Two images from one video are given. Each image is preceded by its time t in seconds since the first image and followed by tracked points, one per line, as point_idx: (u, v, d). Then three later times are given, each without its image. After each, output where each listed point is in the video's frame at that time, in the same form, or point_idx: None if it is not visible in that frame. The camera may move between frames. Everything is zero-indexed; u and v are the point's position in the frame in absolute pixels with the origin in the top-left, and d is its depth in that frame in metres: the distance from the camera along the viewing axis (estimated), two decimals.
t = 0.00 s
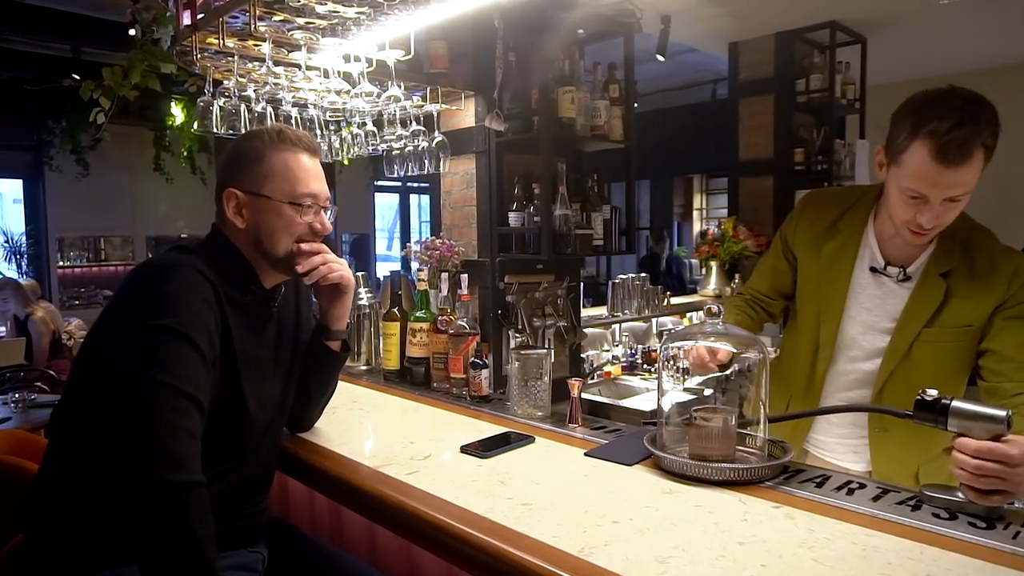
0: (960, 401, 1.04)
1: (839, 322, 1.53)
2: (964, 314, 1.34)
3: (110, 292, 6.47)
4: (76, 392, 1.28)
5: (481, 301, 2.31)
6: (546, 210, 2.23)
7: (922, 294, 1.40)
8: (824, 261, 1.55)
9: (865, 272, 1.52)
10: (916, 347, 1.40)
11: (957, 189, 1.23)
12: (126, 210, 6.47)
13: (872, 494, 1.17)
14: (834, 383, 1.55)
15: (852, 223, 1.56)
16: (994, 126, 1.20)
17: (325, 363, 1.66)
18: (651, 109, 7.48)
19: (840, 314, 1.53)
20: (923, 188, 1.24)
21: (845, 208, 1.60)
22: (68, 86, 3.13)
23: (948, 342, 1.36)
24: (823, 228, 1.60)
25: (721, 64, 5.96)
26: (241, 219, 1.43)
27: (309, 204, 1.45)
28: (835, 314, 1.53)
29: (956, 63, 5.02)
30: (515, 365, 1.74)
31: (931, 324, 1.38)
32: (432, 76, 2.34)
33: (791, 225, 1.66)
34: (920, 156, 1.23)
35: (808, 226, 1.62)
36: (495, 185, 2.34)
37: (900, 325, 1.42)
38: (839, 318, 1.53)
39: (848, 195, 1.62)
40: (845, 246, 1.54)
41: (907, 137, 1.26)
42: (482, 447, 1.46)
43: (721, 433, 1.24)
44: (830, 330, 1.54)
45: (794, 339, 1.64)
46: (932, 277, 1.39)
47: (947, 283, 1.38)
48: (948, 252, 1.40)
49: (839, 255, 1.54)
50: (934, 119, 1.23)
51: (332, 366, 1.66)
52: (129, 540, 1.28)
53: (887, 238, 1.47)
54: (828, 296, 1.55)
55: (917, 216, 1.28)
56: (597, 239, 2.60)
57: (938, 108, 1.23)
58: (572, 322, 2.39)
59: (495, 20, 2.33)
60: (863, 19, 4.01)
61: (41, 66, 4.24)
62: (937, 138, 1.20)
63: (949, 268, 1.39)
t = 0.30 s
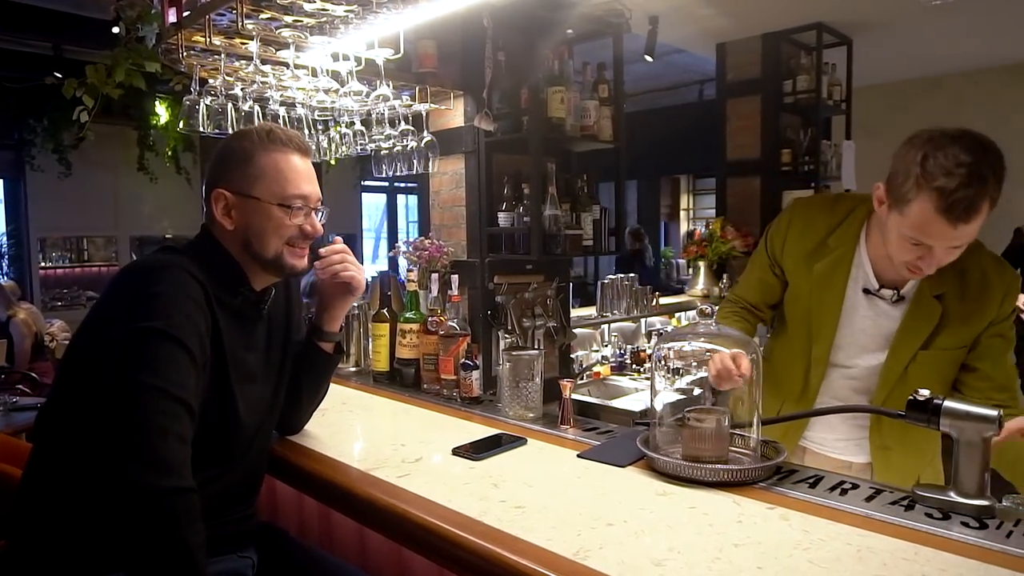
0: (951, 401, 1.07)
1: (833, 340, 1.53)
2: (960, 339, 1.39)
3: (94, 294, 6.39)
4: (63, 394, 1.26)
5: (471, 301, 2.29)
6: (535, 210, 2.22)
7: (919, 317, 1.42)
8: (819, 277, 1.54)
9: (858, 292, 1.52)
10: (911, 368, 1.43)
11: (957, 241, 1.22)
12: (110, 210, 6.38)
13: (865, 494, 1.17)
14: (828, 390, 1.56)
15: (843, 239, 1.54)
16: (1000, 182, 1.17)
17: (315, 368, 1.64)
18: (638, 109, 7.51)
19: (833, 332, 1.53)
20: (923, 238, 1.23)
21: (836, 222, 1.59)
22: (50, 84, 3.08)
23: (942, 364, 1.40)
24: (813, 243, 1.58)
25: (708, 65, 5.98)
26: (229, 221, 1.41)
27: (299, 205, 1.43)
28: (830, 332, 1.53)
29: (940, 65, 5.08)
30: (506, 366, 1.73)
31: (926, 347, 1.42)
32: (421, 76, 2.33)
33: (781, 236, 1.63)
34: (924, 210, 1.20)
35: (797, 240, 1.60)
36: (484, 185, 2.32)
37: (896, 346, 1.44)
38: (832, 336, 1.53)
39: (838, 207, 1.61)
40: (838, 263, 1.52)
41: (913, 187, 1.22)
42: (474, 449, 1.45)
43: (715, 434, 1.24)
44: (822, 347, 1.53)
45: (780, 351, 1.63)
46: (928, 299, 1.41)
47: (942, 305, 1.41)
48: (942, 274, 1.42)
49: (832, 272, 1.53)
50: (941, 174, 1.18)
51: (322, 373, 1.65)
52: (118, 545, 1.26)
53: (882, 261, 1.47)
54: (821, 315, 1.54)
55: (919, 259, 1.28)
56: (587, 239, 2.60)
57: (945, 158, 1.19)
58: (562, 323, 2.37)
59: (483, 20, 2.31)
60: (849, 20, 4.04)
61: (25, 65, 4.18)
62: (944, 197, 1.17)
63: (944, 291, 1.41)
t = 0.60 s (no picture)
0: (944, 401, 1.07)
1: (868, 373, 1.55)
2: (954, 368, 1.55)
3: (80, 295, 6.31)
4: (48, 397, 1.24)
5: (462, 303, 2.27)
6: (527, 211, 2.22)
7: (935, 345, 1.51)
8: (865, 317, 1.51)
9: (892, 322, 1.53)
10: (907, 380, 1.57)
11: None
12: (96, 211, 6.31)
13: (860, 495, 1.17)
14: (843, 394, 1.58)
15: (892, 271, 1.48)
16: None
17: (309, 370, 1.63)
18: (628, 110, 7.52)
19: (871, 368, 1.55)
20: (997, 272, 1.22)
21: (879, 249, 1.52)
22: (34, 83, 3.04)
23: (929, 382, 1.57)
24: (860, 275, 1.51)
25: (698, 66, 6.00)
26: (220, 222, 1.40)
27: (291, 207, 1.41)
28: (869, 368, 1.55)
29: (928, 66, 5.12)
30: (499, 367, 1.72)
31: (927, 367, 1.56)
32: (412, 76, 2.32)
33: (822, 264, 1.54)
34: (1009, 245, 1.18)
35: (841, 267, 1.53)
36: (475, 185, 2.31)
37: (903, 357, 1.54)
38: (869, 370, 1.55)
39: (885, 231, 1.54)
40: (888, 301, 1.48)
41: (997, 219, 1.19)
42: (467, 451, 1.44)
43: (710, 435, 1.24)
44: (859, 382, 1.56)
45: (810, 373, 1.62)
46: (949, 333, 1.50)
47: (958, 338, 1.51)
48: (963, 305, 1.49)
49: (881, 310, 1.49)
50: None
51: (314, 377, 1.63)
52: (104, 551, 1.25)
53: (920, 287, 1.48)
54: (865, 353, 1.53)
55: (980, 290, 1.28)
56: (578, 239, 2.60)
57: None
58: (554, 324, 2.33)
59: (474, 19, 2.30)
60: (838, 22, 4.06)
61: (11, 64, 4.14)
62: None
63: (964, 323, 1.49)
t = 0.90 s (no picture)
0: (938, 401, 1.08)
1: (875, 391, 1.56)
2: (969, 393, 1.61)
3: (74, 296, 6.29)
4: (43, 398, 1.24)
5: (458, 303, 2.27)
6: (523, 212, 2.22)
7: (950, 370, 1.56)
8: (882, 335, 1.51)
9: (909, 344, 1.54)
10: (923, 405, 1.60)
11: None
12: (90, 211, 6.29)
13: (854, 494, 1.18)
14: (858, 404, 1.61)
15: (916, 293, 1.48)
16: None
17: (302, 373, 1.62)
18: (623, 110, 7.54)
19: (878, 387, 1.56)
20: None
21: (907, 269, 1.50)
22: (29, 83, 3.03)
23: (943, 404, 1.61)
24: (884, 292, 1.51)
25: (693, 66, 6.01)
26: (213, 223, 1.39)
27: (285, 208, 1.41)
28: (878, 386, 1.56)
29: (921, 67, 5.14)
30: (495, 368, 1.73)
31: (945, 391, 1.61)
32: (408, 77, 2.31)
33: (845, 279, 1.53)
34: None
35: (868, 282, 1.51)
36: (472, 186, 2.31)
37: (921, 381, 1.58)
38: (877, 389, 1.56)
39: (917, 251, 1.52)
40: (909, 323, 1.48)
41: None
42: (463, 452, 1.44)
43: (704, 435, 1.24)
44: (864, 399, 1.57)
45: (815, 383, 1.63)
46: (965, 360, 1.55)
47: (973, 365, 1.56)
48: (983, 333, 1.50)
49: (900, 331, 1.49)
50: None
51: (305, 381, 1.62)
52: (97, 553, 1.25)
53: (939, 313, 1.48)
54: (875, 370, 1.54)
55: (1009, 318, 1.27)
56: (574, 240, 2.60)
57: None
58: (549, 324, 2.35)
59: (470, 20, 2.30)
60: (833, 23, 4.07)
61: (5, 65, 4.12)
62: None
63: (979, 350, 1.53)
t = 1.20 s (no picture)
0: (845, 397, 1.15)
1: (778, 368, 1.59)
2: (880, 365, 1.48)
3: None
4: None
5: (389, 308, 2.26)
6: (455, 215, 2.22)
7: (857, 343, 1.49)
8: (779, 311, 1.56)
9: (809, 321, 1.58)
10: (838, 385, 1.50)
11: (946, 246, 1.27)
12: None
13: (770, 489, 1.23)
14: (775, 394, 1.62)
15: (805, 267, 1.56)
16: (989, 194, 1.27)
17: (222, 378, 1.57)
18: (558, 115, 7.63)
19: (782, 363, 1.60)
20: (918, 239, 1.28)
21: (797, 249, 1.59)
22: None
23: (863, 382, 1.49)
24: (776, 268, 1.58)
25: (624, 73, 6.13)
26: (125, 226, 1.34)
27: (202, 209, 1.37)
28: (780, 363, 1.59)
29: (837, 79, 5.41)
30: (424, 373, 1.73)
31: (862, 368, 1.49)
32: (338, 77, 2.27)
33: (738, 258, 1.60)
34: (926, 206, 1.26)
35: (760, 260, 1.59)
36: (404, 188, 2.28)
37: (828, 361, 1.54)
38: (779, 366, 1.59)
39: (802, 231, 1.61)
40: (802, 295, 1.55)
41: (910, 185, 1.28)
42: (392, 458, 1.42)
43: (629, 435, 1.27)
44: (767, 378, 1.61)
45: (729, 370, 1.67)
46: (869, 328, 1.50)
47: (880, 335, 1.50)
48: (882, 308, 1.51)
49: (794, 303, 1.55)
50: (943, 170, 1.26)
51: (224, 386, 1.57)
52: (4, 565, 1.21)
53: (837, 288, 1.54)
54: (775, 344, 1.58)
55: (902, 265, 1.32)
56: (506, 243, 2.61)
57: (947, 163, 1.28)
58: (482, 327, 2.28)
59: (401, 22, 2.28)
60: (757, 35, 4.23)
61: None
62: (948, 189, 1.24)
63: (882, 323, 1.50)
